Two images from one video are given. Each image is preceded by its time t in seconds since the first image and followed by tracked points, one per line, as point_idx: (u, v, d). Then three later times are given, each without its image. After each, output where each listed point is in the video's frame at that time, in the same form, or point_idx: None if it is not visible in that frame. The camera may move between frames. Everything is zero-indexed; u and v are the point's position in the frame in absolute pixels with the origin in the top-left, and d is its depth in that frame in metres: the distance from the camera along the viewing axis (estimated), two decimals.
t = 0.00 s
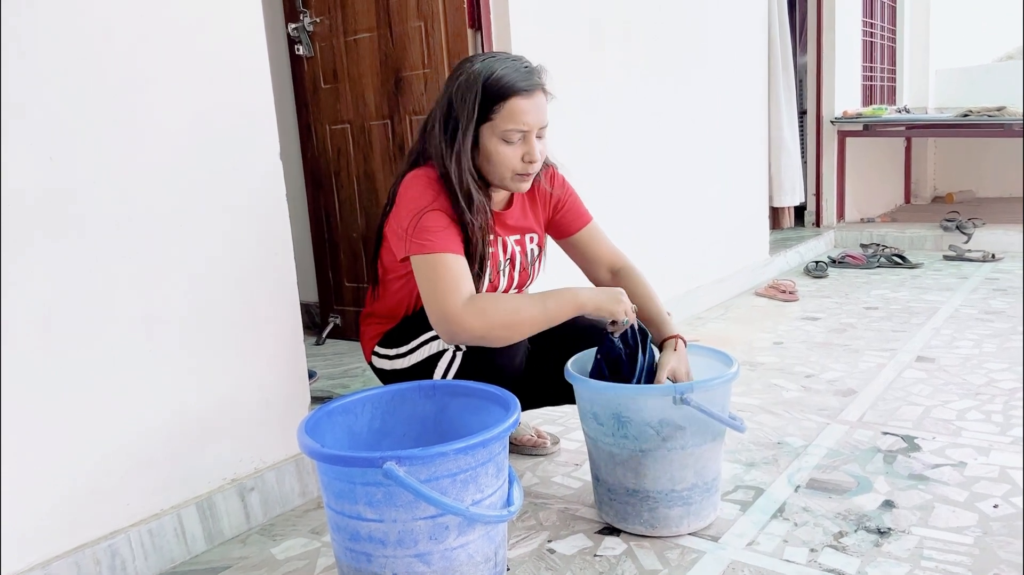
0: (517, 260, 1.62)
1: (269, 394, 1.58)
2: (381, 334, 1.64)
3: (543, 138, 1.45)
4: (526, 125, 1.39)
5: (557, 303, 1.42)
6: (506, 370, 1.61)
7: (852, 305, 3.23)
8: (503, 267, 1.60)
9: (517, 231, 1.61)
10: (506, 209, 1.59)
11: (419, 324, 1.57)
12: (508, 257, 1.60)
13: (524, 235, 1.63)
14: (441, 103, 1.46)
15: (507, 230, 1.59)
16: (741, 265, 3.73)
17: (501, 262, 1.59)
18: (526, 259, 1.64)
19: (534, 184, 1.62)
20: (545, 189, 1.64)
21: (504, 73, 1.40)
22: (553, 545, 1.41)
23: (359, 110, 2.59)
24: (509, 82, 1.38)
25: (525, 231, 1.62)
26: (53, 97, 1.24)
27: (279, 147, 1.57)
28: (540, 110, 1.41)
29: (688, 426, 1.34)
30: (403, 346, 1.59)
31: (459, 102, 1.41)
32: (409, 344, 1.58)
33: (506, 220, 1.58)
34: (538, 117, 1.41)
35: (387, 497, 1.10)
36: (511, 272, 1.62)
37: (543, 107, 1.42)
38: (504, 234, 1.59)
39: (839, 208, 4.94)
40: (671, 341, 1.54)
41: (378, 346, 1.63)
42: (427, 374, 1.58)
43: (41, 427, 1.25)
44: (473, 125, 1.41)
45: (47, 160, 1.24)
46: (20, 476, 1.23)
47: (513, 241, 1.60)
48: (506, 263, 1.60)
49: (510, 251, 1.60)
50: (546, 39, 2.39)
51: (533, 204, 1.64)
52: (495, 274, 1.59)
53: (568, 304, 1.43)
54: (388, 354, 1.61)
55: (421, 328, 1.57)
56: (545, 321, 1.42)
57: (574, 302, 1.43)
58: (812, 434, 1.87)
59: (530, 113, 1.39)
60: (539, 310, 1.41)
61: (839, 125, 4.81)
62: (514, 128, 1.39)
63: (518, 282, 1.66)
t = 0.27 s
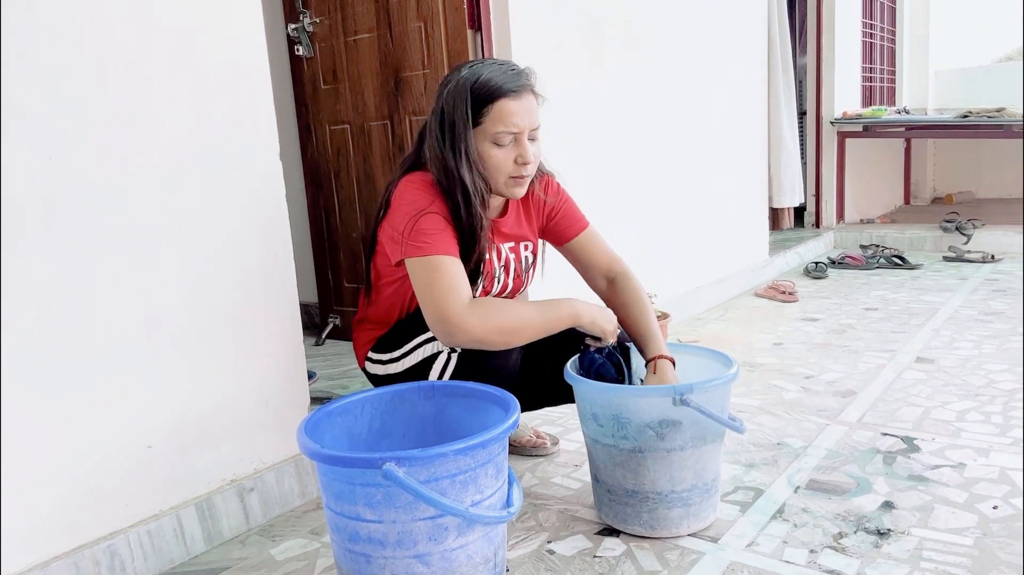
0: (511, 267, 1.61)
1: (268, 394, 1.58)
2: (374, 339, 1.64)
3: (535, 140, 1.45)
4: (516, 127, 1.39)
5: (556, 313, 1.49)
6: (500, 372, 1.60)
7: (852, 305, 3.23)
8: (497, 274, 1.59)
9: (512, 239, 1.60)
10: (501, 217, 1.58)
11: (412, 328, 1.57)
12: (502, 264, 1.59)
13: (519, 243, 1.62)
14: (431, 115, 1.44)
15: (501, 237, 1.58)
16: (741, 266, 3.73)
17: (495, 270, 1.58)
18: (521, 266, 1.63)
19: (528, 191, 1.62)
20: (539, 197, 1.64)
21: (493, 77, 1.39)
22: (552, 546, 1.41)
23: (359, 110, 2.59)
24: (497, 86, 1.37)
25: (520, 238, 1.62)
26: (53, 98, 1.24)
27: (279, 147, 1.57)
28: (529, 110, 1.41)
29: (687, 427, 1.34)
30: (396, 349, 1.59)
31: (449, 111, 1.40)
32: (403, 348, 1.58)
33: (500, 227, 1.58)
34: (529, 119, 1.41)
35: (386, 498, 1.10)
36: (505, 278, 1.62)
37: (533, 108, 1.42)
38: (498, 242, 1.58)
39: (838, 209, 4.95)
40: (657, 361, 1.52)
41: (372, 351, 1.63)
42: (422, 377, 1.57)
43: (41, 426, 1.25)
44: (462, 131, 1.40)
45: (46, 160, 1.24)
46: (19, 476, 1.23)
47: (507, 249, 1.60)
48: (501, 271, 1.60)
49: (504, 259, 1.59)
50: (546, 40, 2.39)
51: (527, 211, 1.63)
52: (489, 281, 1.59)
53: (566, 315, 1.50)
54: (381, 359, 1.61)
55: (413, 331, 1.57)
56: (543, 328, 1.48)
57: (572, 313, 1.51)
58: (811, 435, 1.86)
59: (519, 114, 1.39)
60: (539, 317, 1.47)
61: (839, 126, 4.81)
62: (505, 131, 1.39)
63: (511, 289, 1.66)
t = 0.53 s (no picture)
0: (508, 269, 1.61)
1: (268, 394, 1.58)
2: (372, 342, 1.63)
3: (497, 129, 1.45)
4: (464, 110, 1.43)
5: (561, 323, 1.46)
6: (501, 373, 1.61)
7: (852, 306, 3.23)
8: (494, 276, 1.59)
9: (507, 241, 1.60)
10: (495, 218, 1.59)
11: (413, 330, 1.57)
12: (498, 266, 1.59)
13: (515, 245, 1.62)
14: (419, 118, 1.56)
15: (496, 238, 1.59)
16: (741, 266, 3.73)
17: (492, 271, 1.58)
18: (517, 268, 1.63)
19: (524, 194, 1.62)
20: (536, 200, 1.64)
21: (456, 70, 1.47)
22: (552, 547, 1.41)
23: (359, 110, 2.59)
24: (451, 74, 1.45)
25: (516, 240, 1.62)
26: (53, 98, 1.24)
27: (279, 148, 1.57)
28: (484, 96, 1.44)
29: (687, 428, 1.34)
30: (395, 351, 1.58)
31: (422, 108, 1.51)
32: (403, 350, 1.57)
33: (496, 229, 1.58)
34: (482, 103, 1.43)
35: (386, 499, 1.10)
36: (502, 280, 1.61)
37: (492, 96, 1.44)
38: (494, 243, 1.58)
39: (838, 210, 4.95)
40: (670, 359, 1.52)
41: (369, 354, 1.63)
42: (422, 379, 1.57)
43: (41, 426, 1.25)
44: (428, 122, 1.50)
45: (46, 160, 1.24)
46: (19, 476, 1.23)
47: (502, 250, 1.60)
48: (497, 272, 1.59)
49: (500, 260, 1.59)
50: (546, 40, 2.39)
51: (522, 214, 1.63)
52: (485, 283, 1.58)
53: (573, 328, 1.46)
54: (379, 362, 1.60)
55: (415, 334, 1.57)
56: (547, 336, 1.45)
57: (580, 325, 1.47)
58: (811, 436, 1.86)
59: (470, 99, 1.43)
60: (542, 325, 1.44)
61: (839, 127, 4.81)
62: (452, 114, 1.44)
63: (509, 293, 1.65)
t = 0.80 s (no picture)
0: (509, 269, 1.61)
1: (268, 394, 1.58)
2: (373, 340, 1.64)
3: (495, 135, 1.44)
4: (462, 113, 1.43)
5: (547, 310, 1.37)
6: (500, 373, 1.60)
7: (852, 306, 3.23)
8: (495, 275, 1.59)
9: (508, 240, 1.61)
10: (497, 218, 1.59)
11: (412, 331, 1.57)
12: (499, 265, 1.59)
13: (516, 244, 1.62)
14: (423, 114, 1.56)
15: (498, 238, 1.59)
16: (741, 266, 3.73)
17: (492, 270, 1.58)
18: (519, 268, 1.63)
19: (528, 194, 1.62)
20: (540, 200, 1.64)
21: (458, 72, 1.46)
22: (552, 547, 1.41)
23: (359, 110, 2.59)
24: (454, 76, 1.44)
25: (518, 239, 1.62)
26: (53, 98, 1.24)
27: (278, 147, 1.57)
28: (483, 100, 1.43)
29: (687, 427, 1.34)
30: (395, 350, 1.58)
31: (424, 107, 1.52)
32: (402, 350, 1.57)
33: (497, 228, 1.58)
34: (480, 108, 1.43)
35: (386, 499, 1.10)
36: (502, 279, 1.61)
37: (491, 100, 1.43)
38: (495, 242, 1.58)
39: (839, 209, 4.95)
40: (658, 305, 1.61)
41: (370, 353, 1.63)
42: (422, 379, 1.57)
43: (41, 426, 1.25)
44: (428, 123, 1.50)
45: (46, 160, 1.23)
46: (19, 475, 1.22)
47: (503, 249, 1.60)
48: (498, 272, 1.59)
49: (501, 260, 1.59)
50: (546, 40, 2.39)
51: (528, 213, 1.63)
52: (486, 282, 1.58)
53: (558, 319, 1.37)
54: (380, 362, 1.60)
55: (414, 334, 1.57)
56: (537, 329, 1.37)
57: (569, 310, 1.37)
58: (811, 436, 1.86)
59: (469, 102, 1.43)
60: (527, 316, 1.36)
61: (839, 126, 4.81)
62: (450, 117, 1.44)
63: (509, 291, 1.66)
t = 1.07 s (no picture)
0: (514, 261, 1.61)
1: (267, 394, 1.57)
2: (376, 338, 1.63)
3: (512, 124, 1.45)
4: (478, 104, 1.43)
5: (570, 331, 1.35)
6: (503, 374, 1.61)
7: (853, 305, 3.23)
8: (500, 267, 1.59)
9: (514, 231, 1.60)
10: (503, 208, 1.58)
11: (420, 333, 1.57)
12: (505, 257, 1.59)
13: (521, 236, 1.62)
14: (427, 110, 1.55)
15: (504, 229, 1.58)
16: (741, 265, 3.73)
17: (498, 263, 1.58)
18: (523, 260, 1.63)
19: (531, 182, 1.63)
20: (543, 189, 1.64)
21: (467, 63, 1.46)
22: (552, 546, 1.41)
23: (359, 109, 2.59)
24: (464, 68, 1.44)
25: (523, 230, 1.62)
26: (53, 97, 1.24)
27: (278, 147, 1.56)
28: (498, 89, 1.44)
29: (687, 427, 1.34)
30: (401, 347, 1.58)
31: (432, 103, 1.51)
32: (409, 351, 1.57)
33: (504, 220, 1.58)
34: (497, 98, 1.43)
35: (386, 498, 1.10)
36: (507, 272, 1.61)
37: (507, 89, 1.44)
38: (501, 233, 1.58)
39: (839, 209, 4.95)
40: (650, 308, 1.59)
41: (372, 351, 1.62)
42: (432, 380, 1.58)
43: (41, 426, 1.25)
44: (439, 114, 1.49)
45: (45, 161, 1.23)
46: (19, 476, 1.22)
47: (509, 241, 1.60)
48: (503, 264, 1.59)
49: (507, 251, 1.59)
50: (545, 39, 2.38)
51: (535, 202, 1.63)
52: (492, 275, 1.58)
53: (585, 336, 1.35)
54: (384, 361, 1.60)
55: (423, 336, 1.57)
56: (554, 343, 1.35)
57: (591, 335, 1.35)
58: (812, 435, 1.86)
59: (485, 93, 1.43)
60: (546, 332, 1.35)
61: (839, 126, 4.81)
62: (467, 110, 1.44)
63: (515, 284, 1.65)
